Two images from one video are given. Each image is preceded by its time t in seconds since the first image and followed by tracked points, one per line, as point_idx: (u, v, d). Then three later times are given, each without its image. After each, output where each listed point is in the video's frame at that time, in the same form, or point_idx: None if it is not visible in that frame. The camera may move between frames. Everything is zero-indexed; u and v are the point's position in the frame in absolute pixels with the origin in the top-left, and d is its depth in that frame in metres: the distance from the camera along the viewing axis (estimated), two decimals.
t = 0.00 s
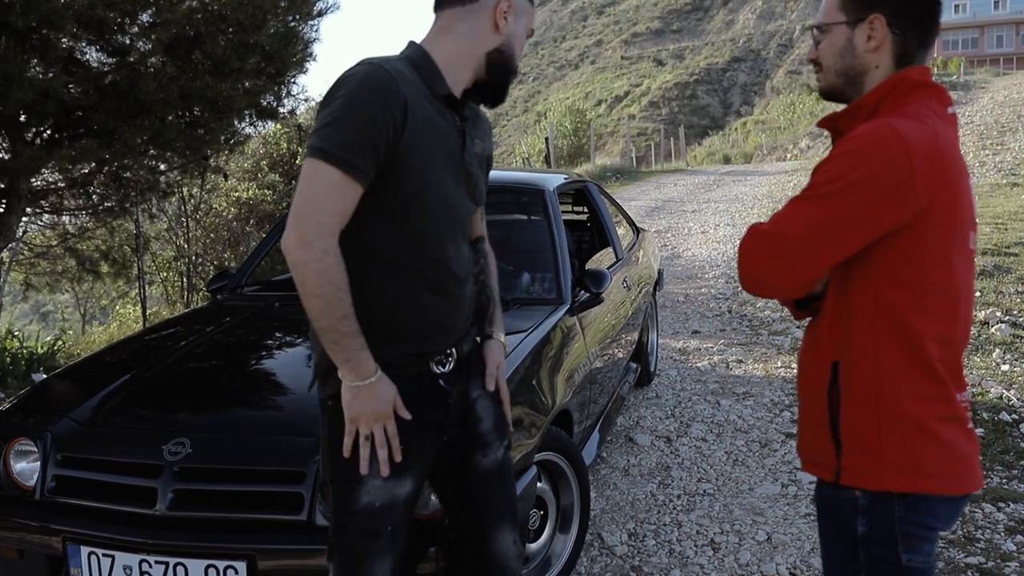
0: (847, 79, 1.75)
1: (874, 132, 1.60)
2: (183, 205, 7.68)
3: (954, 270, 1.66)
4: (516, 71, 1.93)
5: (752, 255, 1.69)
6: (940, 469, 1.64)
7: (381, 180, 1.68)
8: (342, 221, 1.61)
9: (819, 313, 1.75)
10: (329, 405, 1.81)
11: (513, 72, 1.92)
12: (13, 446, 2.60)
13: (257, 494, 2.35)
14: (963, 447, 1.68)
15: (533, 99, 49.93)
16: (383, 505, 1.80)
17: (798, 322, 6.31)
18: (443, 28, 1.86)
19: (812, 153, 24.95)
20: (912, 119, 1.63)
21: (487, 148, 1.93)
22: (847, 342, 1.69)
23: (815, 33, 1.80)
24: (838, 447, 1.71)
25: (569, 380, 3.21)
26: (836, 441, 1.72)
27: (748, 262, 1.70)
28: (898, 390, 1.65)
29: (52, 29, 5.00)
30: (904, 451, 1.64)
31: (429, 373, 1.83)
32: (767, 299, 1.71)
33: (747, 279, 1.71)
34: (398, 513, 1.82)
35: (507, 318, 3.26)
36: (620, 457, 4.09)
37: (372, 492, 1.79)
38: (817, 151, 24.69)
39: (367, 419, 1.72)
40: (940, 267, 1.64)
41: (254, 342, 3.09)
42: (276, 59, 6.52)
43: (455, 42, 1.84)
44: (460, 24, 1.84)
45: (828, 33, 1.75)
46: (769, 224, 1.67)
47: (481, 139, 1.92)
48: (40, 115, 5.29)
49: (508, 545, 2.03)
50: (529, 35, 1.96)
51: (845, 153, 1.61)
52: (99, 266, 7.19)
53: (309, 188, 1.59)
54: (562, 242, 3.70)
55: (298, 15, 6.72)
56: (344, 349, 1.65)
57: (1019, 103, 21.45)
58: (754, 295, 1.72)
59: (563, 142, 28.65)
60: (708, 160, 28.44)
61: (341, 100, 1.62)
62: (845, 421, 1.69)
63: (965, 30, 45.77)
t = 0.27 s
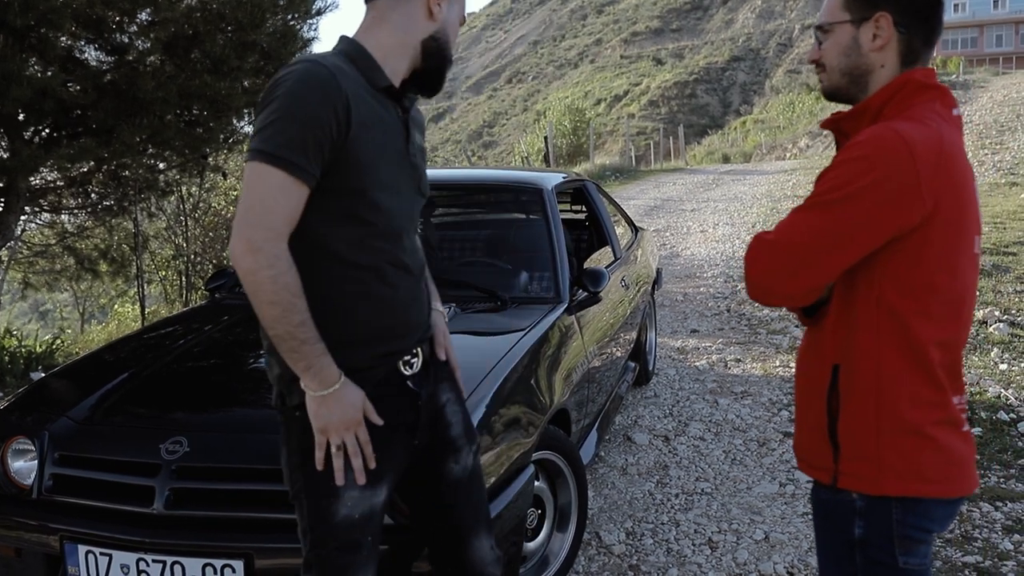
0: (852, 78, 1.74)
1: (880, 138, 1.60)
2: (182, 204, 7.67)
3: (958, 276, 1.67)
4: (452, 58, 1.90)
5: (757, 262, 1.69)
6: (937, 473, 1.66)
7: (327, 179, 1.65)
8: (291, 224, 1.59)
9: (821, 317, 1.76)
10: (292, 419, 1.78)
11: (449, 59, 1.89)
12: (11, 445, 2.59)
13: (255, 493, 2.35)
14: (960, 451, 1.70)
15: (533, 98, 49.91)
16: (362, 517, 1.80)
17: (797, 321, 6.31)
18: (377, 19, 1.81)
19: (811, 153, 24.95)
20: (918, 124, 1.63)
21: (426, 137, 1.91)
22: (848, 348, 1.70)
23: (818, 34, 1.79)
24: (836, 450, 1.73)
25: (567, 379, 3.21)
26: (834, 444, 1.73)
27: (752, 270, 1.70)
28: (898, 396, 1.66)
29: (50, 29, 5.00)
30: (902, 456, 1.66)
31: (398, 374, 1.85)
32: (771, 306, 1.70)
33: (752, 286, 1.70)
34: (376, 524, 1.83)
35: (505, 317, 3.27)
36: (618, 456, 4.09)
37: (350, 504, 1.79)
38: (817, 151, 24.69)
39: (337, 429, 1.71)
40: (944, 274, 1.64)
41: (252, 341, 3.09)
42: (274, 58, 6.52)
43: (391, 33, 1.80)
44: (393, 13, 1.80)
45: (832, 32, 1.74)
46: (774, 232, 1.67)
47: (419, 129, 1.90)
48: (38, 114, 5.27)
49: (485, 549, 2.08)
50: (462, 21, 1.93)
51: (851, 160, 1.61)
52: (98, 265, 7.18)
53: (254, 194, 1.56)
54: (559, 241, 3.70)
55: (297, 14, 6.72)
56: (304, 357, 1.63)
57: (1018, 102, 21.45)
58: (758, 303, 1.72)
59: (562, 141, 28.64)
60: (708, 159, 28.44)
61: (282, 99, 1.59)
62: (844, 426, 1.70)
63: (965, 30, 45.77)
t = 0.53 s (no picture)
0: (888, 79, 1.74)
1: (913, 140, 1.61)
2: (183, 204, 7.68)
3: (979, 280, 1.68)
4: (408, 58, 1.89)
5: (783, 256, 1.70)
6: (947, 474, 1.68)
7: (292, 182, 1.64)
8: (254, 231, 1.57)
9: (842, 313, 1.77)
10: (262, 429, 1.76)
11: (405, 59, 1.88)
12: (11, 446, 2.59)
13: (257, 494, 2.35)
14: (970, 452, 1.72)
15: (533, 99, 49.93)
16: (345, 524, 1.81)
17: (797, 323, 6.32)
18: (333, 17, 1.80)
19: (810, 154, 24.98)
20: (951, 128, 1.63)
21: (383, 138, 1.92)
22: (867, 346, 1.71)
23: (853, 33, 1.79)
24: (849, 447, 1.74)
25: (567, 380, 3.21)
26: (847, 441, 1.75)
27: (778, 264, 1.71)
28: (916, 397, 1.67)
29: (51, 29, 5.01)
30: (913, 455, 1.67)
31: (371, 376, 1.85)
32: (795, 300, 1.71)
33: (778, 279, 1.71)
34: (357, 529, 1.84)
35: (506, 318, 3.28)
36: (618, 457, 4.09)
37: (332, 513, 1.79)
38: (816, 152, 24.72)
39: (310, 437, 1.70)
40: (967, 277, 1.66)
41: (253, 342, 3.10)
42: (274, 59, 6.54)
43: (348, 32, 1.79)
44: (351, 12, 1.79)
45: (870, 33, 1.74)
46: (803, 227, 1.68)
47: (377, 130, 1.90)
48: (39, 116, 5.26)
49: (467, 546, 2.09)
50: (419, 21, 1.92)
51: (881, 160, 1.61)
52: (98, 266, 7.19)
53: (218, 201, 1.54)
54: (560, 242, 3.70)
55: (297, 15, 6.74)
56: (271, 366, 1.62)
57: (1017, 104, 21.49)
58: (783, 297, 1.73)
59: (562, 142, 28.66)
60: (708, 160, 28.46)
61: (246, 103, 1.57)
62: (860, 423, 1.72)
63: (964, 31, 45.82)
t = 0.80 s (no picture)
0: (923, 81, 1.78)
1: (936, 141, 1.66)
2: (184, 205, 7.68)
3: (1003, 278, 1.72)
4: (375, 52, 1.88)
5: (809, 253, 1.75)
6: (966, 463, 1.72)
7: (270, 184, 1.64)
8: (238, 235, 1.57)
9: (867, 308, 1.81)
10: (250, 431, 1.76)
11: (372, 52, 1.88)
12: (15, 447, 2.59)
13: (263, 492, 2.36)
14: (990, 445, 1.76)
15: (533, 99, 49.92)
16: (330, 524, 1.82)
17: (799, 323, 6.32)
18: (303, 10, 1.78)
19: (811, 154, 24.97)
20: (975, 129, 1.68)
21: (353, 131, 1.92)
22: (889, 339, 1.75)
23: (886, 35, 1.83)
24: (869, 435, 1.78)
25: (571, 380, 3.22)
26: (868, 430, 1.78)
27: (806, 259, 1.76)
28: (937, 388, 1.71)
29: (53, 30, 5.01)
30: (933, 444, 1.71)
31: (354, 374, 1.86)
32: (819, 294, 1.76)
33: (805, 274, 1.76)
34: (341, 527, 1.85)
35: (509, 318, 3.28)
36: (621, 458, 4.09)
37: (319, 513, 1.80)
38: (817, 152, 24.71)
39: (298, 445, 1.68)
40: (990, 274, 1.70)
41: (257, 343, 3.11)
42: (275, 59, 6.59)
43: (317, 26, 1.77)
44: (319, 5, 1.77)
45: (906, 35, 1.78)
46: (830, 224, 1.73)
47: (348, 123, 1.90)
48: (41, 116, 5.25)
49: (447, 542, 2.08)
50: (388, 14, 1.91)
51: (906, 160, 1.67)
52: (100, 266, 7.19)
53: (200, 208, 1.53)
54: (563, 242, 3.70)
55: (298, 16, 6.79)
56: (259, 374, 1.61)
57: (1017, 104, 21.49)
58: (808, 291, 1.78)
59: (563, 143, 28.66)
60: (709, 160, 28.46)
61: (222, 107, 1.56)
62: (880, 413, 1.76)
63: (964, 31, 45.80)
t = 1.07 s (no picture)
0: (939, 78, 1.82)
1: (956, 135, 1.69)
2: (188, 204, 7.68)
3: None
4: (353, 47, 1.87)
5: (838, 250, 1.78)
6: (999, 447, 1.76)
7: (234, 186, 1.63)
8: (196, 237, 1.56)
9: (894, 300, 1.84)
10: (227, 429, 1.77)
11: (351, 48, 1.86)
12: (22, 446, 2.60)
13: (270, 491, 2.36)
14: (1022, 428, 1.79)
15: (536, 98, 49.90)
16: (312, 524, 1.81)
17: (803, 322, 6.31)
18: (276, 6, 1.77)
19: (814, 153, 24.92)
20: (990, 121, 1.72)
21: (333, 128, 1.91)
22: (918, 330, 1.79)
23: (901, 33, 1.87)
24: (902, 425, 1.81)
25: (576, 380, 3.22)
26: (901, 420, 1.82)
27: (834, 257, 1.79)
28: (967, 376, 1.75)
29: (57, 30, 5.02)
30: (968, 432, 1.75)
31: (339, 379, 1.86)
32: (849, 290, 1.80)
33: (834, 273, 1.79)
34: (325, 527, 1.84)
35: (514, 317, 3.28)
36: (625, 457, 4.09)
37: (301, 512, 1.79)
38: (821, 151, 24.65)
39: (263, 438, 1.68)
40: (1014, 261, 1.73)
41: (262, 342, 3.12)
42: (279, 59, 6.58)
43: (289, 22, 1.76)
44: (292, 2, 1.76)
45: (923, 33, 1.82)
46: (856, 222, 1.76)
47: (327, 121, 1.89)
48: (46, 116, 5.25)
49: (430, 548, 2.05)
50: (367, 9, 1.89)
51: (928, 155, 1.70)
52: (103, 266, 7.19)
53: (152, 211, 1.53)
54: (567, 241, 3.70)
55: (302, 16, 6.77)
56: (220, 368, 1.61)
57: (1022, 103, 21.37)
58: (838, 287, 1.81)
59: (565, 142, 28.64)
60: (712, 159, 28.42)
61: (178, 111, 1.56)
62: (912, 404, 1.79)
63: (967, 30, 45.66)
